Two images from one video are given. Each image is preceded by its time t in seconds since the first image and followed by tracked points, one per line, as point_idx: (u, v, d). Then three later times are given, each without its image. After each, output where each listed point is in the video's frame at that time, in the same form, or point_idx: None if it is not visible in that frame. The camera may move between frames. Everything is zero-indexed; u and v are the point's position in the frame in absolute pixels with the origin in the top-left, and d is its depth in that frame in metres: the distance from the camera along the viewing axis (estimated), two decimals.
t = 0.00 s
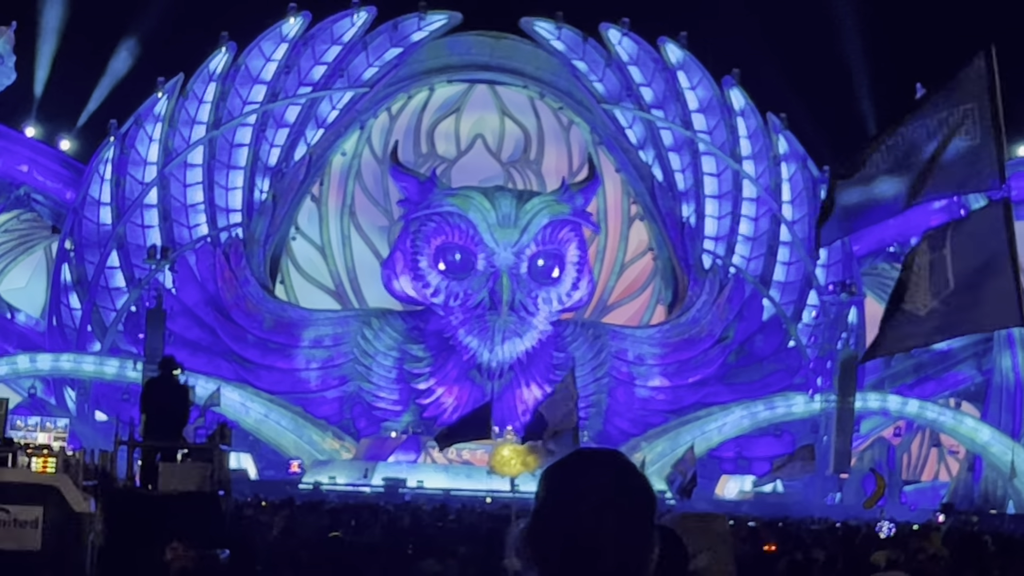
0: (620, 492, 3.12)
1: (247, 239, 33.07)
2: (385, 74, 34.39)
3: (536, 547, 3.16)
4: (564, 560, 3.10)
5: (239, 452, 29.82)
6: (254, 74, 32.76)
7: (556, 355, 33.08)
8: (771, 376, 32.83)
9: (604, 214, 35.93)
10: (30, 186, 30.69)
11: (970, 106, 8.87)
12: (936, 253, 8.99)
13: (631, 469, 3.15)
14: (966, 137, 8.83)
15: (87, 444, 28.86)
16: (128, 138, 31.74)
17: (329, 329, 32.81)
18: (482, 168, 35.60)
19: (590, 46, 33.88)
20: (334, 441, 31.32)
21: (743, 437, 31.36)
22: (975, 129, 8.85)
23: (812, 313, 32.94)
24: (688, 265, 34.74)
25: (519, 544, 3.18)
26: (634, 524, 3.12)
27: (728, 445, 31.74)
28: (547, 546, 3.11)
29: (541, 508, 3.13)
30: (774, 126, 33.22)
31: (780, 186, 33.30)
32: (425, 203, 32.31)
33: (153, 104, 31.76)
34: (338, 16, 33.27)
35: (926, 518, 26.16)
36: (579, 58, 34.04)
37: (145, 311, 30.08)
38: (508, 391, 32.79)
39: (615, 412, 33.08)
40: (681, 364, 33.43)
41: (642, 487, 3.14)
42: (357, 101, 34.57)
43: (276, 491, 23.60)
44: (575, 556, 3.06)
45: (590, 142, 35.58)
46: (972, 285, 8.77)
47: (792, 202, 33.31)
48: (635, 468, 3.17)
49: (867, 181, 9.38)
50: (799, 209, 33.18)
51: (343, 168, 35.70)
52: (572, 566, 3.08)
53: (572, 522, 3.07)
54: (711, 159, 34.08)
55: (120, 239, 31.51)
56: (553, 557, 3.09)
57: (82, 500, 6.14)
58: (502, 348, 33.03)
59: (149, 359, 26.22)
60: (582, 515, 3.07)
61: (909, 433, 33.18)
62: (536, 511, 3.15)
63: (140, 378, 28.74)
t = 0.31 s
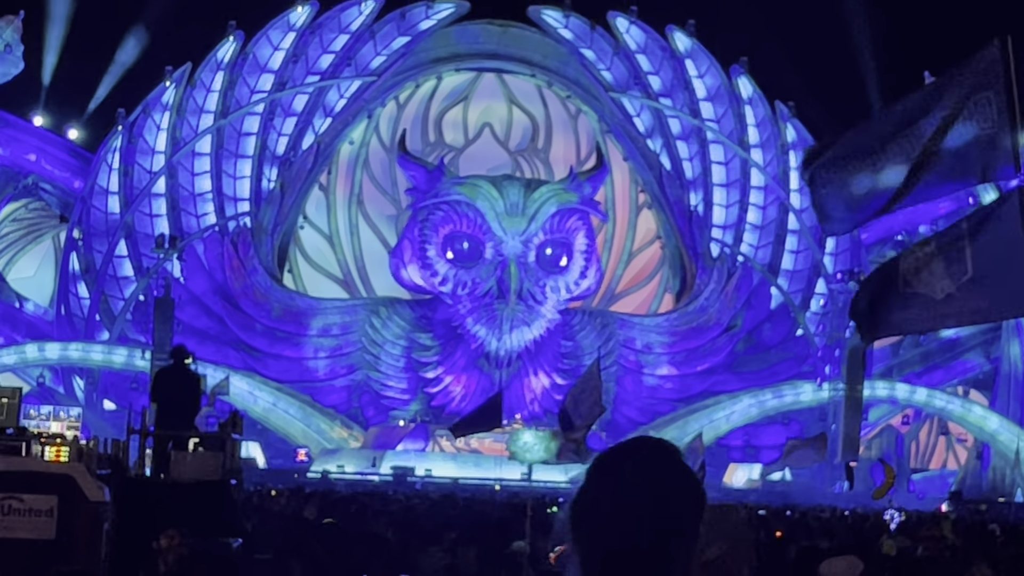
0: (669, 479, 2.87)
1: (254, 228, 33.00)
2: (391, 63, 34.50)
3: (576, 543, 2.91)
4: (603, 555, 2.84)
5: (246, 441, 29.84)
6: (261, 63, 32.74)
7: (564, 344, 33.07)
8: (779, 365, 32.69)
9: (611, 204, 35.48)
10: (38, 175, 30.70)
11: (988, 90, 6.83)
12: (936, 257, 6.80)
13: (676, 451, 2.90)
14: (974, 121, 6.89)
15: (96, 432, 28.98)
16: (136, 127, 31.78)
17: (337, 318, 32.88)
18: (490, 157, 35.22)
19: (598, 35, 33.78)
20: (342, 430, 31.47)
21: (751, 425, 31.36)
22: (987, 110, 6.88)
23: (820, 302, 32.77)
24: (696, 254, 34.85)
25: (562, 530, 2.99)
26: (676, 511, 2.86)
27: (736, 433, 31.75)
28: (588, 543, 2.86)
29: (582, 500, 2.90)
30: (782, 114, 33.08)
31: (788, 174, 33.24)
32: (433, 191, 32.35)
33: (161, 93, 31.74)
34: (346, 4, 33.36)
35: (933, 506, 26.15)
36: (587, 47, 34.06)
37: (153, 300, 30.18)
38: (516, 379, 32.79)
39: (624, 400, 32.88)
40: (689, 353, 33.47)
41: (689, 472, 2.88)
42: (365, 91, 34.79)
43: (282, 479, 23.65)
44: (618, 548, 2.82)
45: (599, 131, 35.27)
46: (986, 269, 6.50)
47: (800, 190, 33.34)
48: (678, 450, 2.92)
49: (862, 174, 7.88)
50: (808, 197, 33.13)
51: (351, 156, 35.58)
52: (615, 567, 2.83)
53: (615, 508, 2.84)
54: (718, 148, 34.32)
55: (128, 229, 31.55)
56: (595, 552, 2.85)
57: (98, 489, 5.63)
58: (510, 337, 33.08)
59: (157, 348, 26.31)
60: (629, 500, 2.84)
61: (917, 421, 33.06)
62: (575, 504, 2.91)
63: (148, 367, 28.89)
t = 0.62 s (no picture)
0: (729, 476, 2.64)
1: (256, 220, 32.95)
2: (393, 55, 34.34)
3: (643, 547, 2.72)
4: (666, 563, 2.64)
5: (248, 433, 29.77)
6: (263, 55, 32.76)
7: (566, 336, 32.99)
8: (781, 356, 32.75)
9: (613, 194, 35.80)
10: (40, 167, 30.74)
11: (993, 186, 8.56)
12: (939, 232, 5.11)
13: (741, 450, 2.65)
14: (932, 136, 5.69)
15: (99, 424, 29.02)
16: (138, 119, 31.65)
17: (339, 310, 32.83)
18: (491, 149, 35.52)
19: (599, 26, 33.82)
20: (343, 422, 31.44)
21: (753, 417, 31.41)
22: (990, 107, 5.30)
23: (822, 294, 32.72)
24: (699, 246, 34.60)
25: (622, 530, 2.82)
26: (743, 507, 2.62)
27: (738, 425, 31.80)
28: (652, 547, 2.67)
29: (642, 505, 2.70)
30: (784, 105, 33.07)
31: (789, 166, 33.17)
32: (434, 183, 32.36)
33: (163, 85, 31.66)
34: None
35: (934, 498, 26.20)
36: (588, 38, 34.14)
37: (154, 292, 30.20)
38: (518, 371, 32.90)
39: (626, 392, 32.99)
40: (690, 344, 33.43)
41: (753, 467, 2.64)
42: (366, 83, 34.58)
43: (284, 471, 23.66)
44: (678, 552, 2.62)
45: (600, 123, 35.50)
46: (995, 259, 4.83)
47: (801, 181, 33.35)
48: (742, 447, 2.69)
49: (863, 162, 6.19)
50: (808, 188, 33.21)
51: (353, 148, 35.60)
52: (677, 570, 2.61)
53: (675, 507, 2.63)
54: (720, 139, 34.08)
55: (129, 221, 31.47)
56: (657, 551, 2.65)
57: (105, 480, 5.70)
58: (512, 329, 33.04)
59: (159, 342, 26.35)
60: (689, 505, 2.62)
61: (919, 412, 33.08)
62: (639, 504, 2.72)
63: (150, 360, 28.89)
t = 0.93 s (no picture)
0: (799, 466, 2.62)
1: (252, 214, 32.97)
2: (390, 48, 34.51)
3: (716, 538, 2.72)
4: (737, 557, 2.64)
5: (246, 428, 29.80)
6: (259, 49, 32.65)
7: (563, 329, 33.09)
8: (777, 350, 32.59)
9: (609, 189, 35.82)
10: (35, 161, 30.65)
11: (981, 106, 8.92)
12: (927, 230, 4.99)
13: (811, 442, 2.63)
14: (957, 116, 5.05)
15: (97, 419, 29.01)
16: (134, 113, 31.48)
17: (335, 304, 32.91)
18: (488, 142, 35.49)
19: (595, 20, 33.83)
20: (340, 416, 31.44)
21: (750, 411, 31.50)
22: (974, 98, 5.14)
23: (817, 287, 32.58)
24: (694, 240, 34.78)
25: (690, 521, 2.86)
26: (815, 500, 2.61)
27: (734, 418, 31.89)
28: (725, 539, 2.67)
29: (715, 496, 2.69)
30: (781, 99, 32.83)
31: (785, 160, 33.08)
32: (431, 177, 32.34)
33: (159, 79, 31.57)
34: None
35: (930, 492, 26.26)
36: (584, 32, 34.11)
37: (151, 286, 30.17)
38: (515, 365, 32.90)
39: (623, 386, 32.85)
40: (687, 338, 33.47)
41: (824, 459, 2.62)
42: (362, 77, 34.63)
43: (280, 466, 23.65)
44: (742, 548, 2.61)
45: (596, 116, 35.43)
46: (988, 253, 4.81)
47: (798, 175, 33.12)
48: (814, 440, 2.66)
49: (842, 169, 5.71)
50: (805, 182, 33.00)
51: (349, 142, 35.60)
52: (753, 564, 2.61)
53: (751, 503, 2.62)
54: (716, 133, 33.94)
55: (126, 214, 31.39)
56: (732, 545, 2.65)
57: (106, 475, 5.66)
58: (508, 322, 33.04)
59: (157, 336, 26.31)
60: (756, 500, 2.62)
61: (915, 406, 33.12)
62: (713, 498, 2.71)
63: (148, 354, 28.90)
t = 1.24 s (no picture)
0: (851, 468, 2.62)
1: (242, 211, 32.95)
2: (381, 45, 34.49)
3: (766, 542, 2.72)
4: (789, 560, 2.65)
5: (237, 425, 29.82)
6: (250, 46, 32.56)
7: (553, 328, 33.10)
8: (768, 347, 32.60)
9: (600, 186, 35.87)
10: (25, 158, 29.80)
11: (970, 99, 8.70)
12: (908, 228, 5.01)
13: (866, 444, 2.64)
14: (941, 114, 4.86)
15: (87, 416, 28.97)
16: (124, 110, 31.45)
17: (326, 302, 32.89)
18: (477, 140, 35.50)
19: (587, 18, 33.81)
20: (331, 413, 31.40)
21: (740, 408, 31.55)
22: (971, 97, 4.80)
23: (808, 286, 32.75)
24: (685, 238, 34.75)
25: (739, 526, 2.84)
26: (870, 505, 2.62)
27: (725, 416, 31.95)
28: (776, 543, 2.67)
29: (768, 499, 2.70)
30: (771, 97, 32.98)
31: (776, 158, 33.10)
32: (422, 174, 32.37)
33: (149, 76, 31.39)
34: None
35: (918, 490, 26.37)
36: (575, 30, 34.06)
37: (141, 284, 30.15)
38: (505, 362, 32.80)
39: (613, 383, 32.91)
40: (678, 336, 33.51)
41: (878, 463, 2.63)
42: (353, 73, 34.60)
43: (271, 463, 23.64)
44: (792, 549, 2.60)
45: (587, 114, 35.52)
46: (984, 268, 4.71)
47: (788, 173, 33.16)
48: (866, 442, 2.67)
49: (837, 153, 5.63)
50: (795, 180, 33.15)
51: (340, 139, 35.64)
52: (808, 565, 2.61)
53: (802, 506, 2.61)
54: (707, 131, 34.07)
55: (116, 211, 31.34)
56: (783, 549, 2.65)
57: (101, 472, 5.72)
58: (499, 320, 33.08)
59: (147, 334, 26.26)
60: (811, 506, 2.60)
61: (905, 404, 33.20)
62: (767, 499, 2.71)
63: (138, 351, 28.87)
